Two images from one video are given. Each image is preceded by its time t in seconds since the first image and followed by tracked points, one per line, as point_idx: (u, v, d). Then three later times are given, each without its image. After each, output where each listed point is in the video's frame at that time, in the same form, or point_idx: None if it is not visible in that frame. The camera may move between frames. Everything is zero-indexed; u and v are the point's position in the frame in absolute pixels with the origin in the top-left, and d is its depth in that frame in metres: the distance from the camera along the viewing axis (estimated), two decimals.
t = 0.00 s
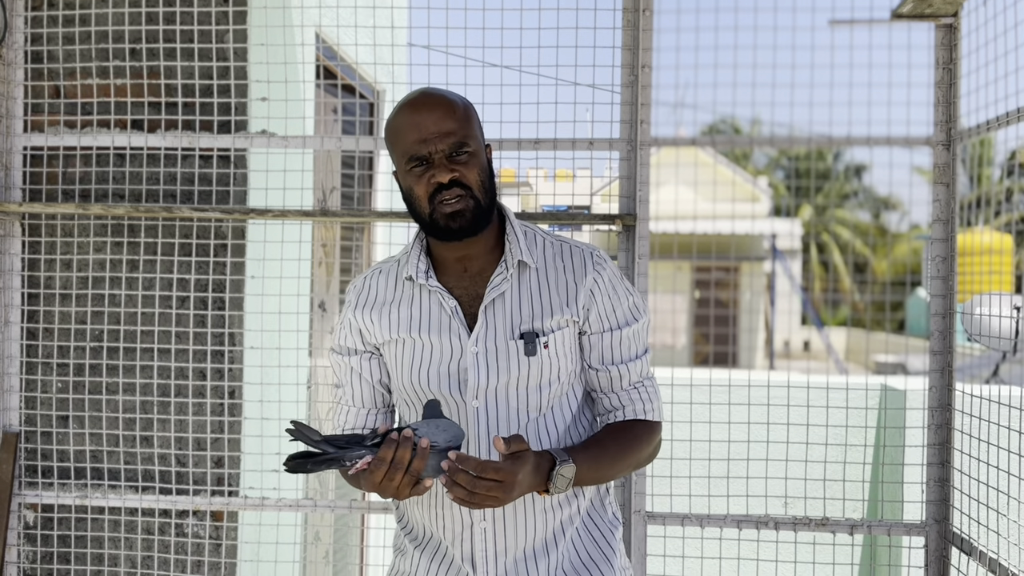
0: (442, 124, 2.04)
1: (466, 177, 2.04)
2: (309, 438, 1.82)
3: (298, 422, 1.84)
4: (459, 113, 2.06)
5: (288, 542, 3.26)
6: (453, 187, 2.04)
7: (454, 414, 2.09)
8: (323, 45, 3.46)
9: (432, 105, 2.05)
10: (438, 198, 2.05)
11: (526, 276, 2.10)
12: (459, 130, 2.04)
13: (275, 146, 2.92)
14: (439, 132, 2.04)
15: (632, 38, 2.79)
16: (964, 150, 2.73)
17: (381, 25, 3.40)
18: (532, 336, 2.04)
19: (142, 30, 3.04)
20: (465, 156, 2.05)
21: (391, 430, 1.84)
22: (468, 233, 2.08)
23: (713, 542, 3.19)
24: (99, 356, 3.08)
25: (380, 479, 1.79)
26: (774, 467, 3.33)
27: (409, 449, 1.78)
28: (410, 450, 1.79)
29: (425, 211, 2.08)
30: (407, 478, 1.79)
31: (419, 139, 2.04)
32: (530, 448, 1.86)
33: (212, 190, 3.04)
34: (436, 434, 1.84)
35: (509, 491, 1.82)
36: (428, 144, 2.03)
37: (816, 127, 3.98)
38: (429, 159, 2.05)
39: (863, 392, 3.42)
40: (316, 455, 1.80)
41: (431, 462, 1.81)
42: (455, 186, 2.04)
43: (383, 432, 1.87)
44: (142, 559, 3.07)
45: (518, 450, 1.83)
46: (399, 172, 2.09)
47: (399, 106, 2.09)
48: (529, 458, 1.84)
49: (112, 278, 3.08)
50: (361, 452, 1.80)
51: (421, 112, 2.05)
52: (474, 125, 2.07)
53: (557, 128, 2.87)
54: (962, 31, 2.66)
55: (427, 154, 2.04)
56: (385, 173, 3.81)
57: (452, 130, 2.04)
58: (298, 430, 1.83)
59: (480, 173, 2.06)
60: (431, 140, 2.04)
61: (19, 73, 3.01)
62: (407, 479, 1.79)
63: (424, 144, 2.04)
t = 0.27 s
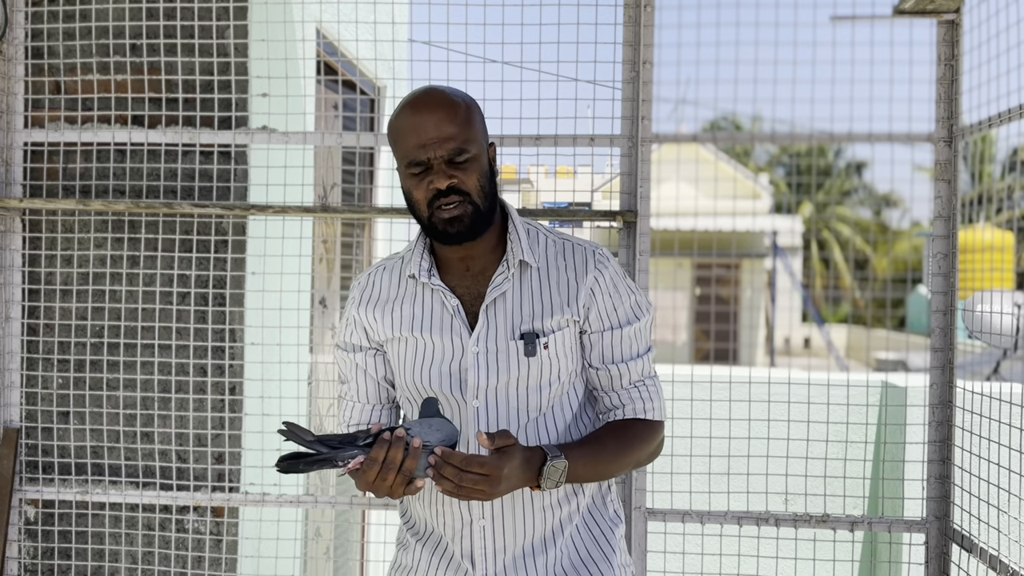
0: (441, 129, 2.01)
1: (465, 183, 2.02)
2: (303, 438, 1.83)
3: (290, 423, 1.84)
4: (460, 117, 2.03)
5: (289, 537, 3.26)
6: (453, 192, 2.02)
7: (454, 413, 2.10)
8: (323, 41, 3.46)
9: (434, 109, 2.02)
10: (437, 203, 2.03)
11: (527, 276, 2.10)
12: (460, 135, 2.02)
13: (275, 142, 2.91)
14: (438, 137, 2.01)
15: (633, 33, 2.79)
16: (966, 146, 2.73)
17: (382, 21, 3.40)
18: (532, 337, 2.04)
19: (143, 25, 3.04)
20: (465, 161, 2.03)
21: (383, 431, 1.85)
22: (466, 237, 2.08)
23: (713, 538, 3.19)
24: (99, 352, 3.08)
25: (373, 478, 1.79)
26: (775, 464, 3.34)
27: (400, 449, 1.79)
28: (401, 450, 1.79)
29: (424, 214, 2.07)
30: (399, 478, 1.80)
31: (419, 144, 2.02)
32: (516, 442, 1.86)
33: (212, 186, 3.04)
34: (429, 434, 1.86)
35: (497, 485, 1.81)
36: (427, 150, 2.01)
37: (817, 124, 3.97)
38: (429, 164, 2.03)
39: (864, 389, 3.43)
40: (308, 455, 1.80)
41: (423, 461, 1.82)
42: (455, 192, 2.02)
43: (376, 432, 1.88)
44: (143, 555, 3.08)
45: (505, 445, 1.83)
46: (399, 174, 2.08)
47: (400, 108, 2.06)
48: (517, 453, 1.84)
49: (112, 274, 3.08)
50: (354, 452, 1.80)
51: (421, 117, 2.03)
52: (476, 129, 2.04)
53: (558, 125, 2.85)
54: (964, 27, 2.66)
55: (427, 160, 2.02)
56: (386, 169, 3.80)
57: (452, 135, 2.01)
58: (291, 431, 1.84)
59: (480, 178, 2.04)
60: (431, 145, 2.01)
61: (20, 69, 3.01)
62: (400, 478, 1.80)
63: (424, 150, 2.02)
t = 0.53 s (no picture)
0: (436, 159, 1.94)
1: (461, 212, 1.98)
2: (299, 429, 1.83)
3: (287, 413, 1.85)
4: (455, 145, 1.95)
5: (290, 533, 3.26)
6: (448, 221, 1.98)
7: (454, 414, 2.11)
8: (324, 37, 3.46)
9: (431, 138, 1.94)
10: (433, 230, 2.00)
11: (531, 281, 2.10)
12: (455, 165, 1.95)
13: (276, 139, 2.91)
14: (433, 167, 1.95)
15: (633, 30, 2.78)
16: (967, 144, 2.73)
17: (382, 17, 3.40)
18: (533, 343, 2.04)
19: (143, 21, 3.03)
20: (461, 190, 1.97)
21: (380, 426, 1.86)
22: (460, 257, 2.05)
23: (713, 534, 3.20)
24: (100, 348, 3.08)
25: (367, 472, 1.79)
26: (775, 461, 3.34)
27: (395, 445, 1.79)
28: (396, 445, 1.80)
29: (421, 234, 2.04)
30: (393, 473, 1.80)
31: (415, 171, 1.96)
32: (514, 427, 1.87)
33: (213, 183, 3.04)
34: (426, 432, 1.87)
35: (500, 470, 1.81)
36: (421, 180, 1.95)
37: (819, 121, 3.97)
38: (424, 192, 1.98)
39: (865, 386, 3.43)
40: (303, 446, 1.80)
41: (417, 459, 1.82)
42: (449, 221, 1.98)
43: (373, 428, 1.88)
44: (144, 551, 3.08)
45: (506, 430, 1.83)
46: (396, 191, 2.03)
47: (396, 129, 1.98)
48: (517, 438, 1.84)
49: (113, 270, 3.08)
50: (348, 445, 1.80)
51: (415, 144, 1.95)
52: (474, 157, 1.97)
53: (559, 122, 2.86)
54: (965, 25, 2.65)
55: (421, 188, 1.97)
56: (386, 165, 3.80)
57: (449, 165, 1.95)
58: (289, 421, 1.84)
59: (476, 206, 1.99)
60: (426, 173, 1.95)
61: (21, 65, 3.01)
62: (393, 474, 1.80)
63: (418, 178, 1.96)
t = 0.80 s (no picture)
0: (451, 139, 1.99)
1: (473, 194, 2.01)
2: (307, 428, 1.84)
3: (296, 411, 1.86)
4: (470, 127, 2.01)
5: (291, 530, 3.27)
6: (460, 202, 2.01)
7: (460, 414, 2.11)
8: (325, 34, 3.46)
9: (443, 120, 2.00)
10: (445, 213, 2.03)
11: (536, 281, 2.10)
12: (469, 145, 2.00)
13: (276, 136, 2.91)
14: (448, 146, 1.99)
15: (634, 27, 2.78)
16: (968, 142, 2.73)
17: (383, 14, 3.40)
18: (539, 342, 2.04)
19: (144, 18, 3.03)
20: (474, 172, 2.01)
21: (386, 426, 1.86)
22: (474, 245, 2.07)
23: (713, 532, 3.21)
24: (101, 345, 3.09)
25: (374, 472, 1.80)
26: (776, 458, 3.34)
27: (403, 444, 1.80)
28: (404, 445, 1.80)
29: (432, 221, 2.06)
30: (401, 473, 1.81)
31: (427, 153, 2.00)
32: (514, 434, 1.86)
33: (213, 180, 3.04)
34: (433, 432, 1.87)
35: (499, 477, 1.81)
36: (436, 159, 1.99)
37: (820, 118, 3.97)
38: (438, 173, 2.01)
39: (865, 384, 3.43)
40: (312, 446, 1.81)
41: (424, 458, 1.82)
42: (462, 202, 2.01)
43: (380, 428, 1.89)
44: (145, 547, 3.09)
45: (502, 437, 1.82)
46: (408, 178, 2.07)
47: (412, 113, 2.04)
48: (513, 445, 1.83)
49: (114, 267, 3.08)
50: (356, 444, 1.81)
51: (431, 125, 2.00)
52: (485, 138, 2.02)
53: (560, 119, 2.85)
54: (966, 22, 2.65)
55: (435, 168, 2.01)
56: (386, 162, 3.80)
57: (461, 145, 2.00)
58: (296, 420, 1.85)
59: (488, 190, 2.02)
60: (440, 154, 1.99)
61: (22, 62, 3.01)
62: (401, 474, 1.81)
63: (433, 158, 2.00)
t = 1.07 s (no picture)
0: (455, 115, 2.03)
1: (476, 170, 2.04)
2: (304, 439, 1.82)
3: (292, 423, 1.84)
4: (473, 106, 2.05)
5: (291, 527, 3.26)
6: (464, 178, 2.04)
7: (460, 415, 2.11)
8: (326, 31, 3.45)
9: (448, 97, 2.05)
10: (448, 189, 2.04)
11: (533, 279, 2.10)
12: (473, 123, 2.04)
13: (277, 132, 2.91)
14: (453, 123, 2.03)
15: (637, 25, 2.78)
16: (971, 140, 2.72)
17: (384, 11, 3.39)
18: (537, 342, 2.04)
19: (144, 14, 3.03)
20: (477, 149, 2.05)
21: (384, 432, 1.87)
22: (477, 225, 2.07)
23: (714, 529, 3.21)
24: (101, 342, 3.08)
25: (373, 479, 1.80)
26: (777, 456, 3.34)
27: (400, 450, 1.79)
28: (401, 451, 1.80)
29: (435, 202, 2.07)
30: (399, 479, 1.80)
31: (432, 130, 2.04)
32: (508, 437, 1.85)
33: (214, 177, 3.03)
34: (430, 436, 1.88)
35: (492, 482, 1.81)
36: (440, 135, 2.03)
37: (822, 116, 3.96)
38: (442, 150, 2.04)
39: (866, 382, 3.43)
40: (311, 457, 1.79)
41: (423, 462, 1.82)
42: (465, 178, 2.03)
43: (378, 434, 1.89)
44: (145, 544, 3.09)
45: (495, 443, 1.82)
46: (411, 161, 2.09)
47: (416, 97, 2.08)
48: (506, 451, 1.83)
49: (114, 264, 3.08)
50: (354, 453, 1.81)
51: (435, 104, 2.05)
52: (489, 119, 2.07)
53: (560, 116, 2.85)
54: (969, 19, 2.64)
55: (440, 145, 2.04)
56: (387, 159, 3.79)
57: (465, 122, 2.03)
58: (293, 432, 1.83)
59: (491, 168, 2.05)
60: (444, 131, 2.03)
61: (22, 58, 3.01)
62: (400, 480, 1.80)
63: (437, 134, 2.04)
